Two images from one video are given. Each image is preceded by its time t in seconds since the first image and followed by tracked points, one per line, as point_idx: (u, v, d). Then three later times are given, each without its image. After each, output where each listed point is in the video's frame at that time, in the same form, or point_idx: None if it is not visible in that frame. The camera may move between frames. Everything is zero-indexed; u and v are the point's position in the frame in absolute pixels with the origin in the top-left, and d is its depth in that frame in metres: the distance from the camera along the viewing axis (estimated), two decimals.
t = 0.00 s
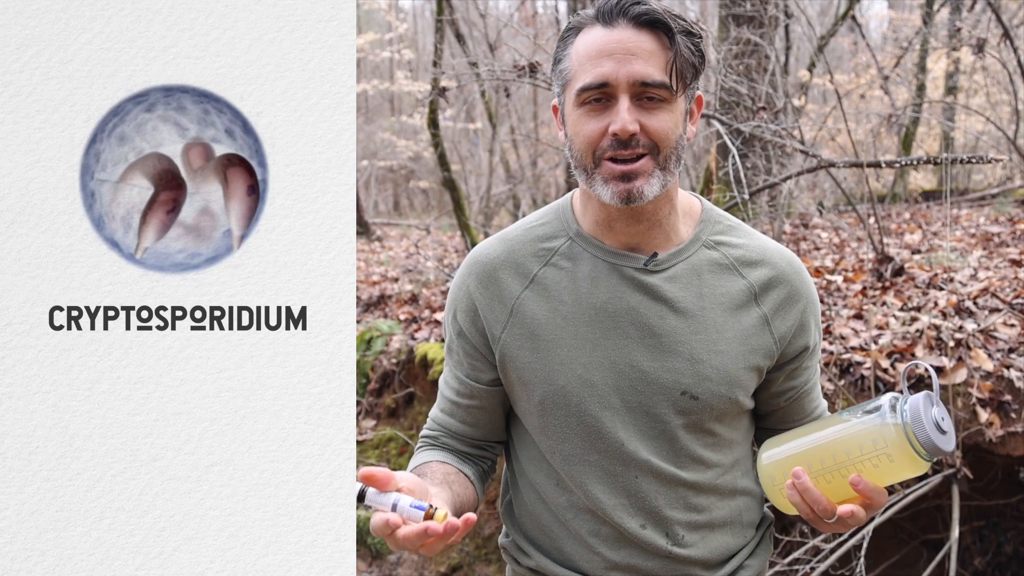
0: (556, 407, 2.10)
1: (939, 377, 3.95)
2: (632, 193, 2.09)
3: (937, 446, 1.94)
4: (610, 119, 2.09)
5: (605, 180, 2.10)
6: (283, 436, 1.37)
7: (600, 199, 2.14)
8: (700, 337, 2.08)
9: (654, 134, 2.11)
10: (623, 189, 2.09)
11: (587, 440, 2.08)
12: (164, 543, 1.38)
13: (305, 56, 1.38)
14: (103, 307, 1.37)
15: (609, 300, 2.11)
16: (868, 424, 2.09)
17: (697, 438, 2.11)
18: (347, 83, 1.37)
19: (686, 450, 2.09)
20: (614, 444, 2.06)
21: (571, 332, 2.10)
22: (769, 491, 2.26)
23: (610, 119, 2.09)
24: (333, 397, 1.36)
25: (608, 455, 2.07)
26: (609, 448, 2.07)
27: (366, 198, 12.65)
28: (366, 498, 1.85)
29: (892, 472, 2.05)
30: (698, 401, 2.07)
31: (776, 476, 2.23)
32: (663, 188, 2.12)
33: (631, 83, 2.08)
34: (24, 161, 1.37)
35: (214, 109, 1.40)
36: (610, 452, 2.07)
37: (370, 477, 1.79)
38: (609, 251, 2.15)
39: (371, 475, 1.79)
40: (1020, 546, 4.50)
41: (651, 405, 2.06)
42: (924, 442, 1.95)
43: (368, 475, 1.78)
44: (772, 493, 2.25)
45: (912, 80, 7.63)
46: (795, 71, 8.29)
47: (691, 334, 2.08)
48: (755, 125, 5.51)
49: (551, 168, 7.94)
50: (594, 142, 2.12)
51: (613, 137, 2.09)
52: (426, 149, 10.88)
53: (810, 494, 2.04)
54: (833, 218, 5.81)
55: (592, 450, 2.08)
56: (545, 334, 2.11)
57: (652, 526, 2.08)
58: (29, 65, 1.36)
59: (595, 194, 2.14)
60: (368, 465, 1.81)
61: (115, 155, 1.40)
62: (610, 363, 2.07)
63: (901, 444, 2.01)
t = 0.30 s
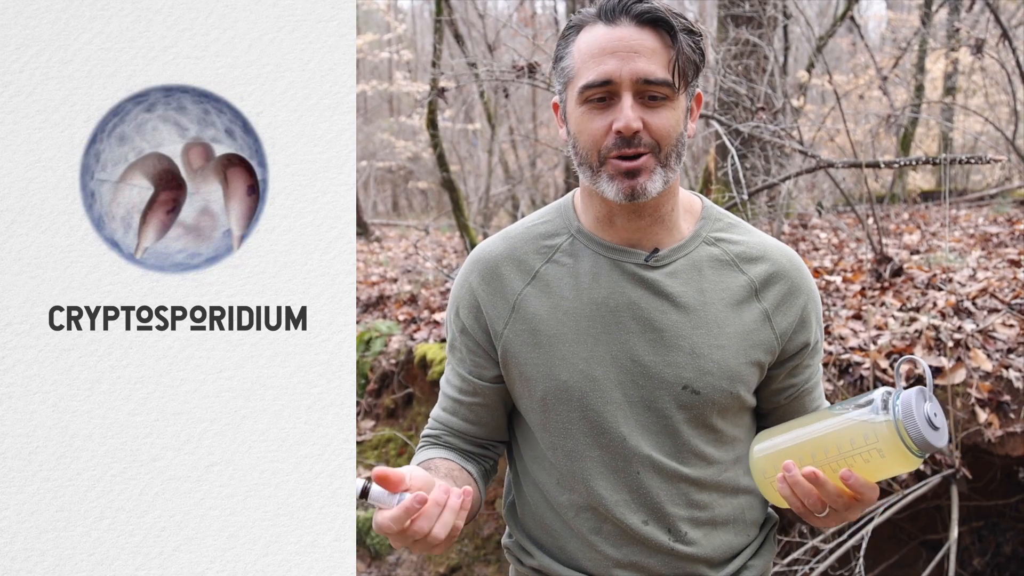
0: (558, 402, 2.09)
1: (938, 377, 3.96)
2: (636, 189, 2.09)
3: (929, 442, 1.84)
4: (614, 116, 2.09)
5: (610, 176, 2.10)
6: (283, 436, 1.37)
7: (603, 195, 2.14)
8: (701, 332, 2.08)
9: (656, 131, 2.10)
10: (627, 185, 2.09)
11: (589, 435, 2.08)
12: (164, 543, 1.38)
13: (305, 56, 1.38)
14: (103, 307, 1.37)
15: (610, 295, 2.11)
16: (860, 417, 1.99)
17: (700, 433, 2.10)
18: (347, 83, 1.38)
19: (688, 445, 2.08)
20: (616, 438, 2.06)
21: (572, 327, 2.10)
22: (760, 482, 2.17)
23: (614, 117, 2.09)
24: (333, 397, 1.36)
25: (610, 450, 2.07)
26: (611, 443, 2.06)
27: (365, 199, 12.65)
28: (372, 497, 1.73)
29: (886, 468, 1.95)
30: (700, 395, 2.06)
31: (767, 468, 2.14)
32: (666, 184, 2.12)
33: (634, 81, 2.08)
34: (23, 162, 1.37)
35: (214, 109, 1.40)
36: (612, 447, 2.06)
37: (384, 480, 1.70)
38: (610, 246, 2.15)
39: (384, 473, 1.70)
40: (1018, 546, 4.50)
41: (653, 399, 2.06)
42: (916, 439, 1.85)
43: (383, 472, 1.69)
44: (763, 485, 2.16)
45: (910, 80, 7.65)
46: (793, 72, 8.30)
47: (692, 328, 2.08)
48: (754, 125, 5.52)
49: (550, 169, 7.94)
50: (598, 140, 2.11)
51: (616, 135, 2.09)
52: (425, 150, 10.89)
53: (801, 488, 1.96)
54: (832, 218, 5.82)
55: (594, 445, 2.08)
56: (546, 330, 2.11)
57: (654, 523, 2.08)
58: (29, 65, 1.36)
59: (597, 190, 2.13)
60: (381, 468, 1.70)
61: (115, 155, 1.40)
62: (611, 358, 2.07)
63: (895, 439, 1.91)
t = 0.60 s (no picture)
0: (555, 398, 2.09)
1: (939, 376, 3.95)
2: (631, 193, 2.09)
3: (916, 465, 1.82)
4: (610, 118, 2.09)
5: (606, 178, 2.10)
6: (283, 436, 1.37)
7: (599, 197, 2.14)
8: (698, 326, 2.08)
9: (651, 133, 2.10)
10: (622, 187, 2.09)
11: (587, 430, 2.08)
12: (164, 543, 1.38)
13: (305, 56, 1.38)
14: (103, 307, 1.37)
15: (607, 291, 2.11)
16: (849, 424, 1.93)
17: (698, 428, 2.09)
18: (347, 83, 1.38)
19: (686, 440, 2.07)
20: (613, 433, 2.05)
21: (569, 323, 2.10)
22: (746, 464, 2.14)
23: (610, 120, 2.09)
24: (333, 397, 1.36)
25: (608, 445, 2.07)
26: (609, 438, 2.06)
27: (366, 198, 12.65)
28: (405, 531, 1.63)
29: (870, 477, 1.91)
30: (697, 389, 2.06)
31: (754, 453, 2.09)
32: (661, 187, 2.12)
33: (630, 83, 2.08)
34: (23, 161, 1.37)
35: (214, 109, 1.40)
36: (609, 442, 2.06)
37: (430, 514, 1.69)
38: (607, 244, 2.15)
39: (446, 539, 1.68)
40: (1019, 546, 4.50)
41: (650, 393, 2.05)
42: (905, 460, 1.82)
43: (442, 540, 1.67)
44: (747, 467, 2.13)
45: (911, 80, 7.64)
46: (793, 71, 8.30)
47: (688, 322, 2.08)
48: (754, 124, 5.51)
49: (550, 169, 7.94)
50: (595, 142, 2.11)
51: (613, 137, 2.09)
52: (425, 150, 10.88)
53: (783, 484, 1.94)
54: (833, 218, 5.82)
55: (592, 441, 2.08)
56: (543, 326, 2.11)
57: (652, 518, 2.07)
58: (29, 65, 1.36)
59: (593, 192, 2.14)
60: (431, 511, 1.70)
61: (115, 155, 1.40)
62: (608, 352, 2.07)
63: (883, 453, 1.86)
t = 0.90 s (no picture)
0: (549, 396, 2.09)
1: (939, 376, 3.95)
2: (615, 188, 2.09)
3: (909, 411, 1.80)
4: (592, 118, 2.09)
5: (589, 177, 2.10)
6: (283, 436, 1.37)
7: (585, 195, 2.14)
8: (690, 321, 2.07)
9: (636, 130, 2.10)
10: (606, 186, 2.09)
11: (582, 427, 2.08)
12: (164, 543, 1.38)
13: (305, 56, 1.38)
14: (103, 307, 1.37)
15: (600, 288, 2.10)
16: (834, 383, 1.94)
17: (693, 425, 2.09)
18: (347, 83, 1.37)
19: (681, 437, 2.07)
20: (608, 430, 2.06)
21: (562, 321, 2.10)
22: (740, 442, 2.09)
23: (592, 119, 2.09)
24: (333, 397, 1.36)
25: (602, 442, 2.07)
26: (603, 435, 2.06)
27: (366, 198, 12.66)
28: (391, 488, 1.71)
29: (865, 431, 1.89)
30: (690, 385, 2.05)
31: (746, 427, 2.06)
32: (648, 184, 2.12)
33: (611, 82, 2.08)
34: (24, 162, 1.37)
35: (214, 109, 1.40)
36: (604, 439, 2.06)
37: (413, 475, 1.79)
38: (598, 242, 2.15)
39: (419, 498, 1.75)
40: (1019, 545, 4.50)
41: (643, 389, 2.05)
42: (891, 405, 1.80)
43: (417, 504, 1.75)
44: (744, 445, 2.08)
45: (911, 79, 7.63)
46: (794, 70, 8.29)
47: (681, 318, 2.07)
48: (754, 124, 5.50)
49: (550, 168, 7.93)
50: (578, 141, 2.11)
51: (595, 136, 2.09)
52: (426, 149, 10.89)
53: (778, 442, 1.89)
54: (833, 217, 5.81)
55: (587, 438, 2.08)
56: (536, 324, 2.11)
57: (648, 515, 2.07)
58: (29, 65, 1.36)
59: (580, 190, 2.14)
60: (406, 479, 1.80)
61: (115, 155, 1.40)
62: (601, 349, 2.07)
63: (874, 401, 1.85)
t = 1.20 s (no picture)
0: (541, 401, 2.10)
1: (939, 374, 3.95)
2: (609, 185, 2.07)
3: (903, 425, 1.81)
4: (591, 112, 2.09)
5: (583, 172, 2.08)
6: (283, 436, 1.37)
7: (579, 193, 2.13)
8: (680, 326, 2.06)
9: (634, 127, 2.10)
10: (601, 181, 2.07)
11: (574, 433, 2.08)
12: (164, 543, 1.38)
13: (305, 56, 1.37)
14: (103, 307, 1.37)
15: (591, 293, 2.10)
16: (831, 392, 1.94)
17: (685, 429, 2.09)
18: (347, 82, 1.37)
19: (673, 442, 2.07)
20: (599, 436, 2.06)
21: (553, 326, 2.10)
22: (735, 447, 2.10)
23: (590, 113, 2.09)
24: (333, 397, 1.36)
25: (594, 448, 2.07)
26: (595, 441, 2.07)
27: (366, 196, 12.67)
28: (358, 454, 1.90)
29: (859, 442, 1.91)
30: (681, 390, 2.05)
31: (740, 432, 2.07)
32: (643, 183, 2.10)
33: (614, 77, 2.08)
34: (24, 161, 1.37)
35: (214, 109, 1.40)
36: (596, 445, 2.07)
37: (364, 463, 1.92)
38: (590, 245, 2.13)
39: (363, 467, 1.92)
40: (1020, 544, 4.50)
41: (634, 395, 2.06)
42: (889, 420, 1.82)
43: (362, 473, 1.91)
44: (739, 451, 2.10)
45: (912, 77, 7.63)
46: (794, 69, 8.28)
47: (671, 323, 2.06)
48: (754, 122, 5.50)
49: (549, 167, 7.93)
50: (575, 134, 2.11)
51: (593, 129, 2.08)
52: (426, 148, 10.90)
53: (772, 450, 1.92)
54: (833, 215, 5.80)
55: (579, 443, 2.09)
56: (528, 329, 2.11)
57: (640, 519, 2.08)
58: (29, 65, 1.36)
59: (574, 187, 2.12)
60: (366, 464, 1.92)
61: (115, 155, 1.40)
62: (592, 355, 2.07)
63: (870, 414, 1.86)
